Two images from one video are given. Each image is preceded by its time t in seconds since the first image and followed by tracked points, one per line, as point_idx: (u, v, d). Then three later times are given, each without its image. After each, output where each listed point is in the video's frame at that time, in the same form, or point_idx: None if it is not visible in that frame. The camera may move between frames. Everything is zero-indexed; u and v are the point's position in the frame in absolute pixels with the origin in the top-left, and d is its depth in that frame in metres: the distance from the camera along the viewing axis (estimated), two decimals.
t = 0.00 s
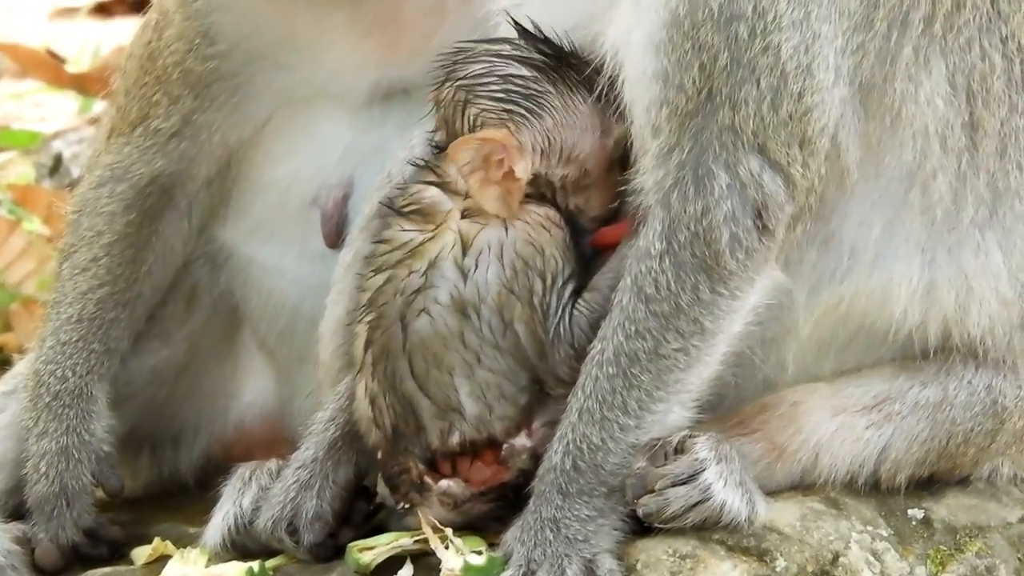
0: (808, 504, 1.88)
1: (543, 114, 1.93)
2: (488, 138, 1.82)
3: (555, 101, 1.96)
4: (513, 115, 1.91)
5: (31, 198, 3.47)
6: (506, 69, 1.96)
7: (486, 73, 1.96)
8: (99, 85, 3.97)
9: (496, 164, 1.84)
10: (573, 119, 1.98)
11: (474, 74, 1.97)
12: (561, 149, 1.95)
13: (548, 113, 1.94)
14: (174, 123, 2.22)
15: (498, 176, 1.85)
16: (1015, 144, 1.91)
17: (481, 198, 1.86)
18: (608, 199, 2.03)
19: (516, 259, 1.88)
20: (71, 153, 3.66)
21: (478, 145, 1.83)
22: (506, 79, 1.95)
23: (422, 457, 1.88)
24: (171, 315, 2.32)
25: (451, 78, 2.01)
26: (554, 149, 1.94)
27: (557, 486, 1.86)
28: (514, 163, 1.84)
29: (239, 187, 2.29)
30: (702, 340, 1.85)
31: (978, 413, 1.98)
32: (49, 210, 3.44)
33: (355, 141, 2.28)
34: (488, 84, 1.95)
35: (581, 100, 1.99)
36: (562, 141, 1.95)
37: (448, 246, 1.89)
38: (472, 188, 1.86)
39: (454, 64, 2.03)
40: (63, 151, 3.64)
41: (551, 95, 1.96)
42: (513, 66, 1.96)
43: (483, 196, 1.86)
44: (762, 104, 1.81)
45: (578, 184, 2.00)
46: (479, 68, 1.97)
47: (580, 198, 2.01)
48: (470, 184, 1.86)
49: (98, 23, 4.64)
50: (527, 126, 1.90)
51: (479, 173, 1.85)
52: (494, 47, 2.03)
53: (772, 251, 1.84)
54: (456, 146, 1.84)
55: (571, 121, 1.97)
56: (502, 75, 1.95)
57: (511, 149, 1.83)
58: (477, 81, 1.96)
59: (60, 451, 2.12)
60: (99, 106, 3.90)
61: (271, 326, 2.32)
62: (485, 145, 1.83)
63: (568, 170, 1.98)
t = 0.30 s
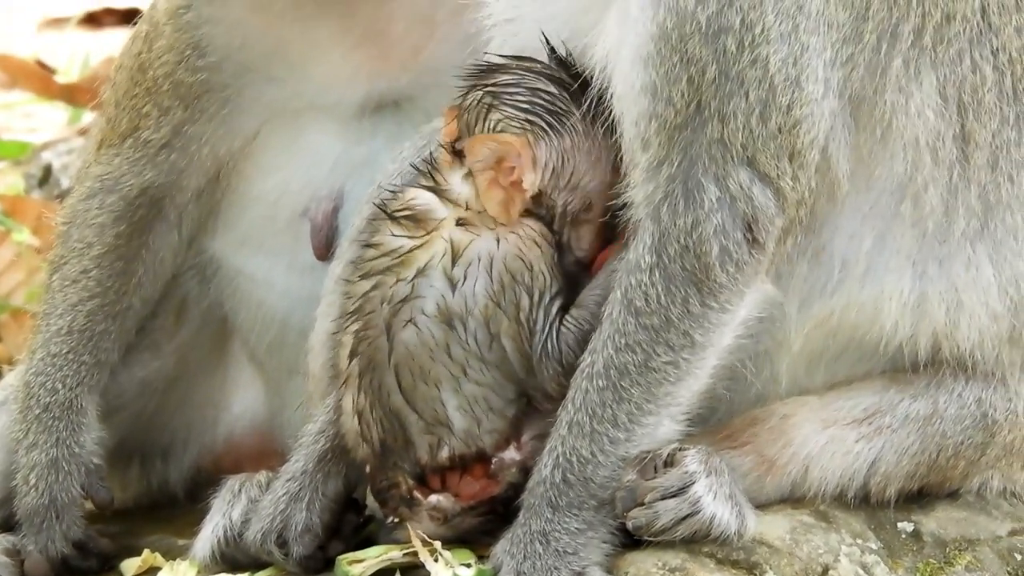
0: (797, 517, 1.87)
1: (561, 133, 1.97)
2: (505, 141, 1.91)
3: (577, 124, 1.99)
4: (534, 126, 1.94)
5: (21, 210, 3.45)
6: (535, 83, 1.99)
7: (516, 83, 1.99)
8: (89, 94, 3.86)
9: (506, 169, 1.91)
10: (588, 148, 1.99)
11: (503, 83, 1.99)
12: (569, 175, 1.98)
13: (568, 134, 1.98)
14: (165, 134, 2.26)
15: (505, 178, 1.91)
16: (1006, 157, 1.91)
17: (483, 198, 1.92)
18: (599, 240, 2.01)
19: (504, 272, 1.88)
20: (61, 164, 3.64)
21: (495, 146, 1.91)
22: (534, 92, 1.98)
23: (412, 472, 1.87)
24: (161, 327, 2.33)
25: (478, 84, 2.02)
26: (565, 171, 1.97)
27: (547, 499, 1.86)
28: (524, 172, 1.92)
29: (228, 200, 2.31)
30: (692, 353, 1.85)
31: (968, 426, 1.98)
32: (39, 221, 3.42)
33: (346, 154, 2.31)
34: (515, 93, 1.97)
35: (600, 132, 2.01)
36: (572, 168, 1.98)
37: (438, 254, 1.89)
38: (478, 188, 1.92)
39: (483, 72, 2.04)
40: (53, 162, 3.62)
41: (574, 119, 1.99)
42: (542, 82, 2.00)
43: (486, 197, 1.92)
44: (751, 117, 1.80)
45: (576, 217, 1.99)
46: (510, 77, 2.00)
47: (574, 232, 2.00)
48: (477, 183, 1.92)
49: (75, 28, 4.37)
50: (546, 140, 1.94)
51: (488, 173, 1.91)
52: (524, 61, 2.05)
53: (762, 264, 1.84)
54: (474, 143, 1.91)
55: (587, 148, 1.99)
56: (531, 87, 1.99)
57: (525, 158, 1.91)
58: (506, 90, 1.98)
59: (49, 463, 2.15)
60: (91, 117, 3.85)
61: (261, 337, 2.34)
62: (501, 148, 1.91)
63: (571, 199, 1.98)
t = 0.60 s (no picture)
0: (792, 522, 1.87)
1: (541, 125, 1.98)
2: (482, 135, 1.91)
3: (557, 116, 1.99)
4: (511, 121, 1.97)
5: (16, 213, 3.47)
6: (514, 83, 2.02)
7: (495, 86, 2.03)
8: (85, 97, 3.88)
9: (486, 163, 1.91)
10: (573, 141, 1.99)
11: (483, 89, 2.04)
12: (553, 166, 1.98)
13: (547, 126, 1.98)
14: (160, 139, 2.26)
15: (485, 172, 1.91)
16: (1001, 162, 1.91)
17: (465, 192, 1.93)
18: (592, 234, 1.99)
19: (493, 273, 1.89)
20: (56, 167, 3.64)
21: (474, 141, 1.91)
22: (512, 91, 2.01)
23: (406, 477, 1.88)
24: (156, 331, 2.34)
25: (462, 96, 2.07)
26: (549, 162, 1.97)
27: (541, 504, 1.86)
28: (504, 166, 1.91)
29: (223, 202, 2.31)
30: (686, 358, 1.85)
31: (963, 432, 1.98)
32: (33, 225, 3.45)
33: (340, 158, 2.31)
34: (494, 96, 2.01)
35: (586, 125, 2.01)
36: (556, 159, 1.98)
37: (426, 255, 1.90)
38: (460, 180, 1.93)
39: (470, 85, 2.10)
40: (47, 166, 3.62)
41: (554, 111, 2.00)
42: (521, 81, 2.03)
43: (468, 191, 1.92)
44: (744, 122, 1.80)
45: (564, 212, 1.98)
46: (490, 84, 2.05)
47: (566, 230, 1.98)
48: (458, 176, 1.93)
49: (71, 31, 4.34)
50: (524, 132, 1.95)
51: (468, 167, 1.92)
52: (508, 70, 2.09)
53: (757, 268, 1.84)
54: (453, 139, 1.92)
55: (570, 139, 1.99)
56: (509, 88, 2.02)
57: (505, 152, 1.91)
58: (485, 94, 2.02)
59: (45, 467, 2.19)
60: (85, 121, 3.87)
61: (257, 341, 2.35)
62: (480, 142, 1.91)
63: (557, 192, 1.98)
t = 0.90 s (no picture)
0: (789, 528, 1.88)
1: (519, 125, 2.00)
2: (461, 148, 1.90)
3: (534, 113, 2.02)
4: (490, 129, 2.01)
5: (15, 218, 3.47)
6: (491, 94, 2.07)
7: (474, 102, 2.07)
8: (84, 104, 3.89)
9: (470, 174, 1.90)
10: (553, 133, 2.01)
11: (465, 105, 2.09)
12: (539, 161, 2.00)
13: (524, 123, 2.00)
14: (159, 144, 2.27)
15: (472, 183, 1.90)
16: (997, 168, 1.91)
17: (454, 203, 1.92)
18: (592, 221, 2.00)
19: (489, 282, 1.90)
20: (56, 173, 3.65)
21: (454, 155, 1.89)
22: (490, 101, 2.05)
23: (404, 480, 1.88)
24: (153, 336, 2.34)
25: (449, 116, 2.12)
26: (532, 159, 1.99)
27: (539, 510, 1.86)
28: (489, 172, 1.90)
29: (222, 206, 2.32)
30: (684, 364, 1.85)
31: (960, 438, 1.97)
32: (33, 229, 3.44)
33: (338, 163, 2.32)
34: (473, 109, 2.06)
35: (563, 113, 2.03)
36: (539, 152, 2.00)
37: (422, 260, 1.92)
38: (447, 193, 1.91)
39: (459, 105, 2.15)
40: (47, 171, 3.64)
41: (530, 108, 2.02)
42: (498, 90, 2.07)
43: (457, 203, 1.91)
44: (742, 127, 1.81)
45: (559, 204, 2.00)
46: (470, 99, 2.10)
47: (568, 225, 2.00)
48: (444, 191, 1.91)
49: (72, 37, 4.34)
50: (502, 135, 1.99)
51: (454, 180, 1.90)
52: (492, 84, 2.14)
53: (754, 274, 1.84)
54: (432, 157, 1.90)
55: (550, 132, 2.01)
56: (486, 99, 2.07)
57: (486, 158, 1.90)
58: (466, 110, 2.07)
59: (42, 471, 2.20)
60: (85, 126, 3.88)
61: (256, 345, 2.35)
62: (461, 155, 1.89)
63: (548, 186, 2.00)
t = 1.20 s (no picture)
0: (788, 530, 1.88)
1: (516, 128, 2.00)
2: (464, 161, 1.93)
3: (528, 113, 2.02)
4: (486, 136, 2.01)
5: (15, 219, 3.47)
6: (481, 101, 2.07)
7: (466, 112, 2.09)
8: (83, 105, 3.89)
9: (476, 185, 1.92)
10: (549, 128, 2.01)
11: (458, 118, 2.10)
12: (541, 158, 1.99)
13: (520, 125, 2.00)
14: (159, 144, 2.27)
15: (479, 195, 1.92)
16: (995, 170, 1.91)
17: (463, 215, 1.94)
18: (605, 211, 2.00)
19: (495, 290, 1.90)
20: (55, 173, 3.65)
21: (457, 169, 1.92)
22: (481, 109, 2.06)
23: (403, 481, 1.89)
24: (153, 337, 2.34)
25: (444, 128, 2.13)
26: (533, 158, 1.99)
27: (538, 512, 1.86)
28: (495, 181, 1.92)
29: (221, 206, 2.32)
30: (682, 366, 1.85)
31: (959, 440, 1.97)
32: (33, 230, 3.44)
33: (338, 163, 2.32)
34: (467, 120, 2.07)
35: (557, 106, 2.03)
36: (541, 150, 1.99)
37: (427, 267, 1.93)
38: (456, 207, 1.94)
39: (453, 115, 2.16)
40: (47, 173, 3.63)
41: (523, 109, 2.02)
42: (488, 96, 2.07)
43: (466, 215, 1.93)
44: (740, 129, 1.81)
45: (571, 197, 1.99)
46: (463, 111, 2.11)
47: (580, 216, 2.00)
48: (454, 208, 1.94)
49: (71, 38, 4.34)
50: (499, 141, 1.99)
51: (461, 194, 1.93)
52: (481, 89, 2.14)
53: (752, 276, 1.84)
54: (436, 175, 1.94)
55: (547, 129, 2.01)
56: (477, 108, 2.07)
57: (490, 168, 1.93)
58: (459, 123, 2.08)
59: (43, 472, 2.20)
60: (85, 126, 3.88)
61: (256, 346, 2.36)
62: (463, 168, 1.92)
63: (555, 181, 1.99)
